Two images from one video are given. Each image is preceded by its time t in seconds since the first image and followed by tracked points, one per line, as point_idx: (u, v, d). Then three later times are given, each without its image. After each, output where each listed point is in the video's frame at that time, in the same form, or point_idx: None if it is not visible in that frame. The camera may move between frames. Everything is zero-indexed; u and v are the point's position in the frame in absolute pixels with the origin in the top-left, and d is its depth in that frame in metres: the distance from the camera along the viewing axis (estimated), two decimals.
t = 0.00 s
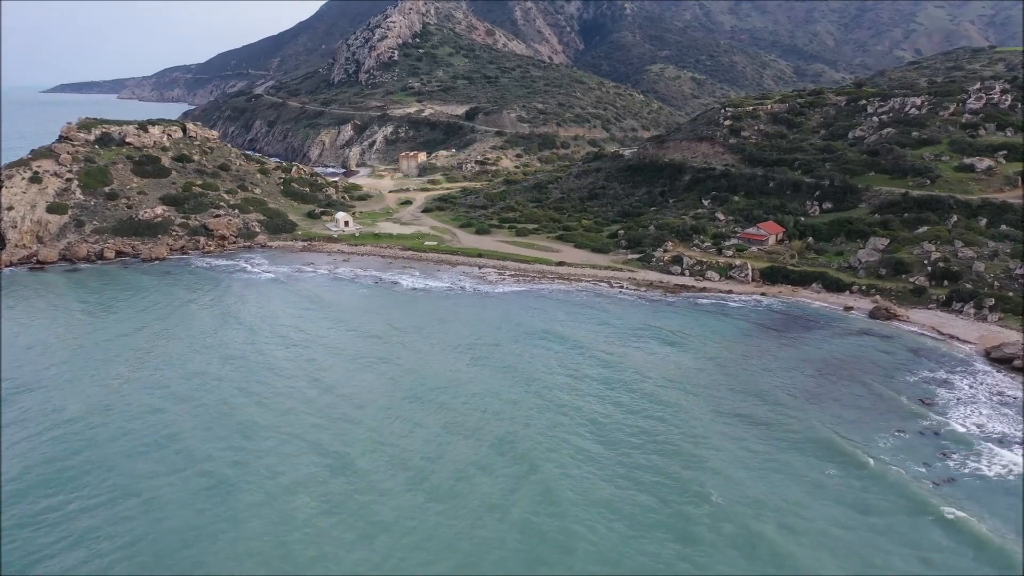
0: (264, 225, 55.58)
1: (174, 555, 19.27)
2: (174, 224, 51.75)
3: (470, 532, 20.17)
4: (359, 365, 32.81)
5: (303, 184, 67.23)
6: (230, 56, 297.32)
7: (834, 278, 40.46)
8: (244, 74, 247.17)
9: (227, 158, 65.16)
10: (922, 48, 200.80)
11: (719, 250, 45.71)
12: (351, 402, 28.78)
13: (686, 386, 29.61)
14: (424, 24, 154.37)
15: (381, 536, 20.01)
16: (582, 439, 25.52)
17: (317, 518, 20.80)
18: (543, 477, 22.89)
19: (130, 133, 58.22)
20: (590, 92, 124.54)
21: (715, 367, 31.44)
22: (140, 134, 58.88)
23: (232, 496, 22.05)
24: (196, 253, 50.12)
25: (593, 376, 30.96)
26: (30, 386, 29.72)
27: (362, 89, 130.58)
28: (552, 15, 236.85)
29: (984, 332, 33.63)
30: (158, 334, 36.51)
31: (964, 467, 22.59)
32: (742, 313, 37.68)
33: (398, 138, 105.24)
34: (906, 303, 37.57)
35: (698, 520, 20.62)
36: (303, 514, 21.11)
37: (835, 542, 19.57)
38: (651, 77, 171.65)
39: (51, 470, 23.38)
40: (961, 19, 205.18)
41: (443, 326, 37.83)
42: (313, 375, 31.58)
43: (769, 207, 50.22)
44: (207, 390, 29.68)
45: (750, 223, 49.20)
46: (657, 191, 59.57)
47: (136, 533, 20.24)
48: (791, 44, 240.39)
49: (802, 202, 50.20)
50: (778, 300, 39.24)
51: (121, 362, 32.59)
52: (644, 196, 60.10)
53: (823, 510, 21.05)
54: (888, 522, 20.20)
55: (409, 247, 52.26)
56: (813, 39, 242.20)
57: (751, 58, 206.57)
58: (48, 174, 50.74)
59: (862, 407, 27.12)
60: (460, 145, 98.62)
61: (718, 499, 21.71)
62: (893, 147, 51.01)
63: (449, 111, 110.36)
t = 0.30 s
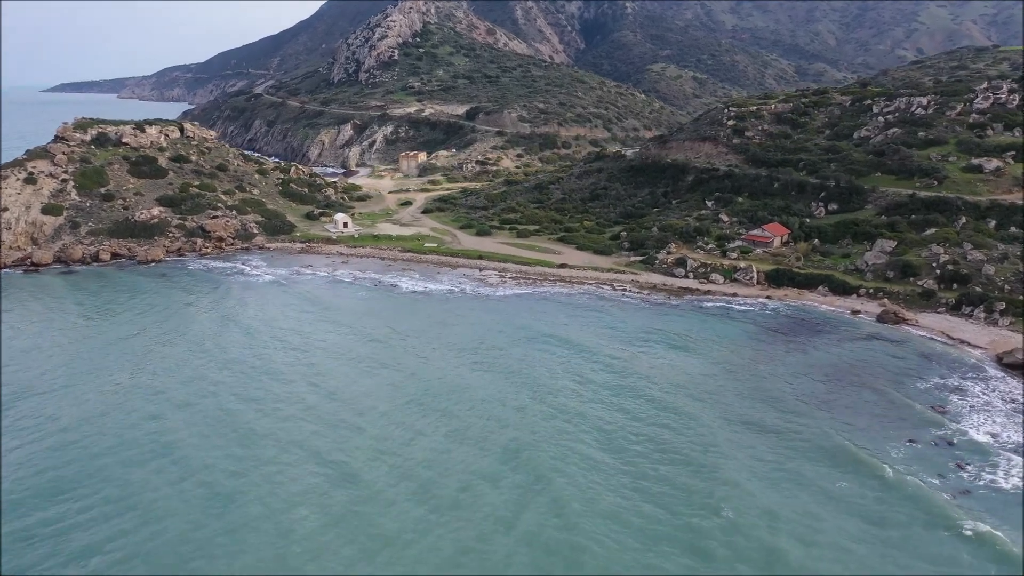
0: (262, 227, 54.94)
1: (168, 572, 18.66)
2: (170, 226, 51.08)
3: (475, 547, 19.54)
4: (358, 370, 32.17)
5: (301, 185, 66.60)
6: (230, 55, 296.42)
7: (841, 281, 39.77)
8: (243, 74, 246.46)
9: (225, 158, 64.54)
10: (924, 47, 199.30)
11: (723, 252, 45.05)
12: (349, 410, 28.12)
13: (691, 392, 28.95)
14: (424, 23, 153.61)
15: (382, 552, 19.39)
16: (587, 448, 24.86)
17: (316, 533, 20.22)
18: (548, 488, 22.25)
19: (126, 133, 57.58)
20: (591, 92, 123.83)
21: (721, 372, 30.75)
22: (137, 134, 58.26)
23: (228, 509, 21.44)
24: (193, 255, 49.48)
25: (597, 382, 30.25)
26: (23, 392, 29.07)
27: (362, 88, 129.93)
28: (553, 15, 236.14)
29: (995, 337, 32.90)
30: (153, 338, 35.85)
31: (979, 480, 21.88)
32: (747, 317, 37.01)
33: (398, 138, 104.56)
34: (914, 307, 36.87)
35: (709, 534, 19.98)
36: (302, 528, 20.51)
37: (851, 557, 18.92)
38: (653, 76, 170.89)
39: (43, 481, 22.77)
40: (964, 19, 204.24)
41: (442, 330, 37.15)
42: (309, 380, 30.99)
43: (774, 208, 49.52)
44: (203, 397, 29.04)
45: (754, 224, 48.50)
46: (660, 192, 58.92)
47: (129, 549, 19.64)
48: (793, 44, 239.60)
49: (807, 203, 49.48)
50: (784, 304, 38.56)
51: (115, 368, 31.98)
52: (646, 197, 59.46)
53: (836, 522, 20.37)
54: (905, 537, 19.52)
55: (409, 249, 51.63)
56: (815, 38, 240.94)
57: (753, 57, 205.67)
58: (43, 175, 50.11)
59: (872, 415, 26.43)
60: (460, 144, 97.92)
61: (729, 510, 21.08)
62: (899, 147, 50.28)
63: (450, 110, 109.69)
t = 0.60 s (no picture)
0: (259, 228, 54.25)
1: None
2: (166, 227, 50.40)
3: (477, 564, 18.88)
4: (355, 375, 31.56)
5: (300, 186, 65.95)
6: (230, 54, 295.74)
7: (847, 284, 39.04)
8: (243, 73, 245.80)
9: (223, 158, 63.86)
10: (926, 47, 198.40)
11: (728, 254, 44.32)
12: (345, 418, 27.40)
13: (697, 399, 28.21)
14: (424, 22, 152.91)
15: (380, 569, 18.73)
16: (592, 460, 24.00)
17: (312, 548, 19.58)
18: (551, 503, 21.54)
19: (122, 133, 56.91)
20: (592, 91, 123.11)
21: (726, 378, 30.02)
22: (133, 134, 57.61)
23: (221, 524, 20.79)
24: (189, 257, 48.79)
25: (600, 389, 29.52)
26: (12, 400, 28.37)
27: (362, 88, 129.25)
28: (554, 14, 235.35)
29: (1007, 342, 32.14)
30: (147, 342, 35.17)
31: (995, 493, 21.12)
32: (752, 321, 36.29)
33: (398, 138, 103.83)
34: (923, 311, 36.11)
35: (719, 550, 19.23)
36: (298, 544, 19.83)
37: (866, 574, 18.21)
38: (655, 75, 170.14)
39: (31, 494, 22.10)
40: (966, 19, 203.67)
41: (442, 333, 36.45)
42: (305, 386, 30.31)
43: (778, 209, 48.77)
44: (196, 404, 28.34)
45: (759, 226, 47.76)
46: (662, 193, 58.21)
47: (120, 566, 18.99)
48: (794, 43, 238.64)
49: (812, 205, 48.76)
50: (789, 308, 37.85)
51: (107, 374, 31.27)
52: (649, 198, 58.77)
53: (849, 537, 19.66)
54: (920, 553, 18.78)
55: (408, 251, 50.97)
56: (816, 36, 239.57)
57: (754, 56, 204.85)
58: (37, 176, 49.42)
59: (882, 424, 25.68)
60: (461, 144, 97.17)
61: (738, 524, 20.38)
62: (906, 147, 49.52)
63: (450, 110, 108.95)
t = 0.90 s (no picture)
0: (256, 230, 53.58)
1: None
2: (162, 229, 49.72)
3: None
4: (352, 381, 30.91)
5: (298, 186, 65.28)
6: (230, 54, 295.06)
7: (854, 287, 38.32)
8: (243, 73, 245.03)
9: (220, 158, 63.19)
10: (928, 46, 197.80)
11: (732, 256, 43.58)
12: (341, 426, 26.74)
13: (701, 405, 27.51)
14: (424, 21, 152.22)
15: None
16: (595, 470, 23.33)
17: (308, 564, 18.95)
18: (553, 516, 20.90)
19: (118, 133, 56.26)
20: (594, 91, 122.41)
21: (731, 384, 29.32)
22: (129, 134, 56.96)
23: (212, 539, 20.16)
24: (184, 259, 48.11)
25: (602, 395, 28.79)
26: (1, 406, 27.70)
27: (361, 87, 128.54)
28: (554, 13, 234.55)
29: (1019, 348, 31.38)
30: (140, 347, 34.51)
31: (1012, 506, 20.40)
32: (758, 326, 35.54)
33: (398, 138, 103.12)
34: (931, 315, 35.38)
35: (728, 567, 18.54)
36: (292, 561, 19.19)
37: None
38: (656, 75, 169.48)
39: (17, 506, 21.43)
40: (968, 20, 203.20)
41: (441, 338, 35.78)
42: (300, 393, 29.59)
43: (782, 211, 48.05)
44: (189, 412, 27.67)
45: (763, 228, 47.04)
46: (665, 194, 57.52)
47: None
48: (796, 42, 237.74)
49: (817, 206, 48.02)
50: (795, 311, 37.14)
51: (99, 380, 30.58)
52: (651, 199, 58.08)
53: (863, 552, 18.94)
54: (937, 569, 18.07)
55: (408, 253, 50.31)
56: (818, 36, 238.78)
57: (756, 56, 204.05)
58: (31, 176, 48.74)
59: (893, 434, 24.93)
60: (461, 144, 96.41)
61: (748, 539, 19.68)
62: (912, 148, 48.80)
63: (450, 109, 108.25)
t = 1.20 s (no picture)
0: (253, 231, 52.90)
1: None
2: (157, 230, 49.02)
3: None
4: (348, 386, 30.21)
5: (296, 186, 64.61)
6: (230, 53, 294.52)
7: (860, 290, 37.62)
8: (242, 72, 244.36)
9: (217, 158, 62.52)
10: (929, 46, 197.24)
11: (735, 258, 42.87)
12: (337, 434, 26.04)
13: (706, 411, 26.81)
14: (424, 20, 151.59)
15: None
16: (598, 481, 22.61)
17: None
18: (555, 529, 20.23)
19: (113, 133, 55.61)
20: (594, 91, 121.88)
21: (737, 390, 28.62)
22: (124, 134, 56.29)
23: (203, 553, 19.49)
24: (180, 260, 47.43)
25: (604, 401, 28.08)
26: None
27: (361, 87, 127.85)
28: (554, 13, 233.92)
29: None
30: (132, 351, 33.80)
31: None
32: (762, 329, 34.85)
33: (397, 138, 102.29)
34: (939, 319, 34.68)
35: None
36: None
37: None
38: (657, 74, 168.92)
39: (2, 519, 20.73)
40: (969, 20, 202.61)
41: (440, 341, 35.09)
42: (294, 399, 28.87)
43: (787, 212, 47.33)
44: (181, 419, 26.97)
45: (767, 229, 46.33)
46: (667, 194, 56.83)
47: None
48: (797, 41, 237.09)
49: (822, 207, 47.30)
50: (801, 315, 36.44)
51: (90, 385, 29.88)
52: (653, 200, 57.39)
53: (877, 566, 18.24)
54: None
55: (406, 255, 49.63)
56: (819, 35, 237.95)
57: (757, 56, 203.38)
58: (25, 176, 48.07)
59: (904, 443, 24.20)
60: (461, 143, 95.69)
61: (758, 553, 18.99)
62: (918, 148, 48.05)
63: (450, 109, 107.59)
